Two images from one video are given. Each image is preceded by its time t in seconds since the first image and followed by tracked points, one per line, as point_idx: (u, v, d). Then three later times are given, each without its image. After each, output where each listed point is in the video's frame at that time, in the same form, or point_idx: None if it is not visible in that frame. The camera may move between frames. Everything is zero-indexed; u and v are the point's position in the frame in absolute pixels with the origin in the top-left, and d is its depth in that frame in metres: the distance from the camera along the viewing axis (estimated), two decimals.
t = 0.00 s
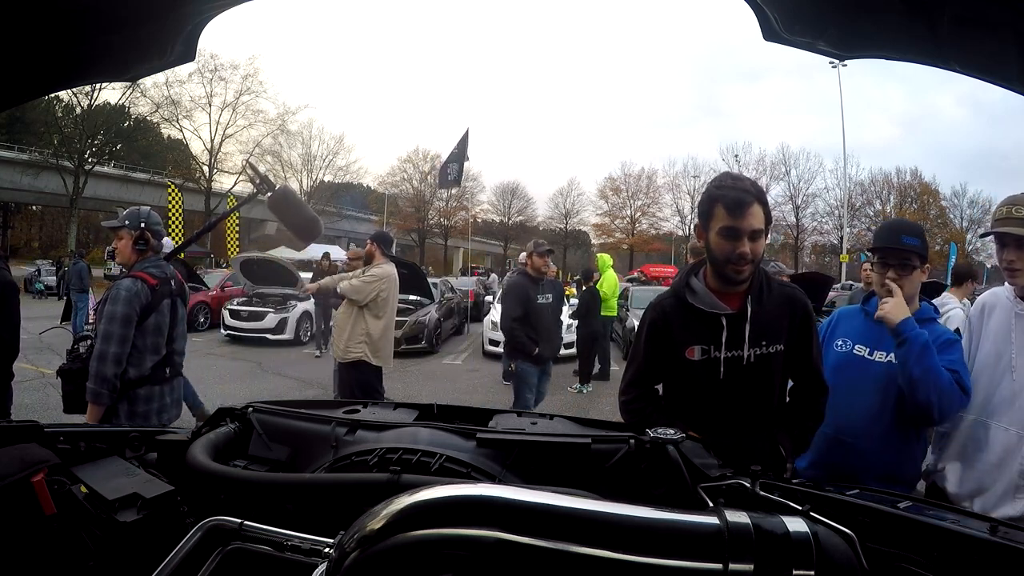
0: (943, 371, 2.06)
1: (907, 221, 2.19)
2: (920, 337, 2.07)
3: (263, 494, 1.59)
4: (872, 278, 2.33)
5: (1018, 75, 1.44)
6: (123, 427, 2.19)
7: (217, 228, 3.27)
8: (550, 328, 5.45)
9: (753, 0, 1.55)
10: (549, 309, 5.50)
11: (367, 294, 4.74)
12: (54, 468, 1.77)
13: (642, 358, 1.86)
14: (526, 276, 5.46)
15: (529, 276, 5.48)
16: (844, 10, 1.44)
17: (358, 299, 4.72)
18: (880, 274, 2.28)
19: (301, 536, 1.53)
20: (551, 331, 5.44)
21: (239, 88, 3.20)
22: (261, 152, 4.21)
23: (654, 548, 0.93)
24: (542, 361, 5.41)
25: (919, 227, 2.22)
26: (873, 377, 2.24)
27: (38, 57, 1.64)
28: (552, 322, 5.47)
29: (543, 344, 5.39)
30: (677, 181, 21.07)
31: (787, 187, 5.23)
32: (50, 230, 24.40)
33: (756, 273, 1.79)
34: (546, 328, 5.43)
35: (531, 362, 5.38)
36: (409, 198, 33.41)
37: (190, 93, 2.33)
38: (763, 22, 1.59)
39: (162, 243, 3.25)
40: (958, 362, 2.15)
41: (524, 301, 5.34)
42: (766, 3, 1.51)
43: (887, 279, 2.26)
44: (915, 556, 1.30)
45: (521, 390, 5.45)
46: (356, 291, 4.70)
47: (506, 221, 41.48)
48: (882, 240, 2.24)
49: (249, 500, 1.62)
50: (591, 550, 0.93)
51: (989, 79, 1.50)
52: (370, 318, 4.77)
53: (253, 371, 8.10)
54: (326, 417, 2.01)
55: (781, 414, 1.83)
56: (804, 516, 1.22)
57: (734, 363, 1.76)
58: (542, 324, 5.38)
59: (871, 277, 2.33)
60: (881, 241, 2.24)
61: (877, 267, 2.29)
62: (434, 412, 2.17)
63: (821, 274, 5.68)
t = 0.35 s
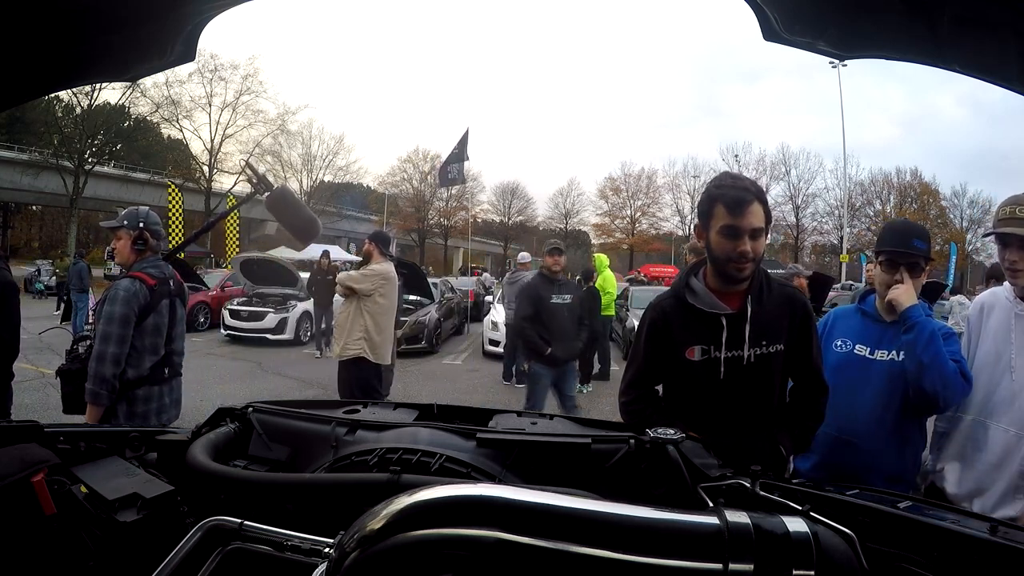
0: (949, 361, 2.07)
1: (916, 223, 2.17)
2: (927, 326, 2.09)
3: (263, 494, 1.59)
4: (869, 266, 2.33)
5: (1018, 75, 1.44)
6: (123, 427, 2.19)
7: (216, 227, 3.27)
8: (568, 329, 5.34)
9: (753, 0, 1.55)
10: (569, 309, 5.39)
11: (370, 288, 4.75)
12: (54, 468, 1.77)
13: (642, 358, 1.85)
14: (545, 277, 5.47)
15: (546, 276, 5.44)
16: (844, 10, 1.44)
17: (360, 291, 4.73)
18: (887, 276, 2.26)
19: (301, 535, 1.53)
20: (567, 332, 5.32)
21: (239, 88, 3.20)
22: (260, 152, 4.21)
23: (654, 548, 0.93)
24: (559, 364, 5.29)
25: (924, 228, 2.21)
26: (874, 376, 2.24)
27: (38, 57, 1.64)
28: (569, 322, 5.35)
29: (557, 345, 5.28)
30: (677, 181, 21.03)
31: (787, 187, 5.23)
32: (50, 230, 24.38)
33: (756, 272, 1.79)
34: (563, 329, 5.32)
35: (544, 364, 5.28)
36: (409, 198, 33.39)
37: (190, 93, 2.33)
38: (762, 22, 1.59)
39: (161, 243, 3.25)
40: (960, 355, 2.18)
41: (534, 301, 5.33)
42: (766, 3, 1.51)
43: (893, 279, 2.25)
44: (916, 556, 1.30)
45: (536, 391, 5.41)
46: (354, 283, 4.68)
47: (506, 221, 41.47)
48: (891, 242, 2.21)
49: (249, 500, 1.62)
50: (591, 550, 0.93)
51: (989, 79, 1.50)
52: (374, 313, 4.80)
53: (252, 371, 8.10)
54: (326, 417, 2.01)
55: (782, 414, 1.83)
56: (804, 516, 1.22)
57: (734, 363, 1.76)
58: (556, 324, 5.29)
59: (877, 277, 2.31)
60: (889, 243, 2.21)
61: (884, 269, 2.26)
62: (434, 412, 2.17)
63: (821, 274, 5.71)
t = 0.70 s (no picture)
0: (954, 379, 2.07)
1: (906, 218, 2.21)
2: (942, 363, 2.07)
3: (263, 494, 1.59)
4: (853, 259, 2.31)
5: (1018, 75, 1.44)
6: (123, 427, 2.19)
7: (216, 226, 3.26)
8: (594, 330, 5.27)
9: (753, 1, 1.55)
10: (597, 309, 5.34)
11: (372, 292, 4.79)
12: (54, 468, 1.77)
13: (644, 360, 1.85)
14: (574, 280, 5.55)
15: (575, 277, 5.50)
16: (844, 9, 1.44)
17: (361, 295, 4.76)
18: (877, 270, 2.29)
19: (301, 535, 1.53)
20: (589, 333, 5.26)
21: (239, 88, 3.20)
22: (260, 152, 4.21)
23: (654, 549, 0.93)
24: (586, 365, 5.21)
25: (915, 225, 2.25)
26: (875, 378, 2.23)
27: (38, 56, 1.64)
28: (594, 322, 5.29)
29: (576, 343, 5.25)
30: (677, 181, 20.97)
31: (787, 187, 5.23)
32: (49, 230, 24.35)
33: (759, 273, 1.79)
34: (586, 328, 5.27)
35: (564, 362, 5.25)
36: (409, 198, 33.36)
37: (190, 93, 2.33)
38: (762, 22, 1.59)
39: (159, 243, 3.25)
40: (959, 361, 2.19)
41: (559, 300, 5.42)
42: (766, 3, 1.51)
43: (884, 273, 2.27)
44: (916, 556, 1.30)
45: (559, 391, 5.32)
46: (354, 286, 4.72)
47: (506, 221, 41.47)
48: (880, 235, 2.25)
49: (249, 500, 1.62)
50: (591, 550, 0.93)
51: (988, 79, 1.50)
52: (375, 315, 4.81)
53: (252, 371, 8.10)
54: (326, 417, 2.01)
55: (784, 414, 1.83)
56: (804, 516, 1.22)
57: (738, 363, 1.75)
58: (578, 323, 5.29)
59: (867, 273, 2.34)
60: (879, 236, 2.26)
61: (874, 264, 2.29)
62: (434, 412, 2.16)
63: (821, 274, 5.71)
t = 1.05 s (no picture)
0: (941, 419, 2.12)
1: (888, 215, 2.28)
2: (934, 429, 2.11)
3: (263, 494, 1.59)
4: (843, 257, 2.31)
5: (1018, 75, 1.44)
6: (123, 427, 2.19)
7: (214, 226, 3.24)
8: (607, 331, 5.25)
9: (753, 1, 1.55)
10: (610, 309, 5.33)
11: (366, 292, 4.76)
12: (54, 468, 1.77)
13: (661, 362, 1.81)
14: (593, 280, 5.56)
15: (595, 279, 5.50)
16: (844, 9, 1.45)
17: (355, 298, 4.74)
18: (864, 268, 2.33)
19: (301, 535, 1.53)
20: (599, 331, 5.25)
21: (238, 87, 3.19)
22: (260, 152, 4.20)
23: (653, 548, 0.93)
24: (596, 363, 5.22)
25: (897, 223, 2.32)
26: (872, 379, 2.22)
27: (38, 56, 1.64)
28: (606, 321, 5.27)
29: (586, 340, 5.27)
30: (678, 181, 20.93)
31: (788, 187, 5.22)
32: (49, 230, 24.31)
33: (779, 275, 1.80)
34: (597, 326, 5.27)
35: (574, 358, 5.26)
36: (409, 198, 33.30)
37: (190, 93, 2.33)
38: (762, 22, 1.59)
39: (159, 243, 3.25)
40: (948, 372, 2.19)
41: (574, 297, 5.44)
42: (766, 3, 1.51)
43: (870, 270, 2.31)
44: (916, 556, 1.31)
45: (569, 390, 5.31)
46: (346, 290, 4.69)
47: (506, 221, 41.46)
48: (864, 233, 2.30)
49: (249, 500, 1.62)
50: (591, 550, 0.93)
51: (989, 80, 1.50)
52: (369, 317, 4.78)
53: (252, 371, 8.09)
54: (326, 417, 2.01)
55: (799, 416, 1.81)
56: (804, 516, 1.22)
57: (758, 366, 1.73)
58: (591, 321, 5.29)
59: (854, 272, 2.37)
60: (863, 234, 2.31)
61: (860, 262, 2.33)
62: (434, 412, 2.17)
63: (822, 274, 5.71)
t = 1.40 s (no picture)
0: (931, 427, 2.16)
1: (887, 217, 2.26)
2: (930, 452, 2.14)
3: (263, 494, 1.59)
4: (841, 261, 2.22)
5: (1018, 75, 1.44)
6: (122, 427, 2.19)
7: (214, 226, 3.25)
8: (609, 330, 5.25)
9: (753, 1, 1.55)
10: (611, 309, 5.30)
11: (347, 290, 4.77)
12: (54, 468, 1.77)
13: (711, 365, 1.68)
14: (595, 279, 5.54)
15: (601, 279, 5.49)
16: (844, 8, 1.44)
17: (337, 294, 4.74)
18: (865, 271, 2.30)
19: (301, 535, 1.54)
20: (600, 331, 5.25)
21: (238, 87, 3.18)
22: (260, 152, 4.20)
23: (653, 549, 0.93)
24: (598, 362, 5.24)
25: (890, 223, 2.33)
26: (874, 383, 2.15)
27: (38, 56, 1.64)
28: (607, 321, 5.26)
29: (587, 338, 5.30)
30: (678, 181, 20.93)
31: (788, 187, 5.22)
32: (49, 230, 24.27)
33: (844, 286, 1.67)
34: (599, 325, 5.27)
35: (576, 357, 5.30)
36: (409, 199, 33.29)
37: (190, 93, 2.32)
38: (762, 22, 1.58)
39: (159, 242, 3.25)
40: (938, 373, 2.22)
41: (577, 298, 5.46)
42: (766, 3, 1.50)
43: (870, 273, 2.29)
44: (916, 556, 1.31)
45: (571, 391, 5.32)
46: (327, 287, 4.70)
47: (506, 221, 41.45)
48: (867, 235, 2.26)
49: (249, 500, 1.62)
50: (591, 550, 0.93)
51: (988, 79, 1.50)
52: (349, 315, 4.78)
53: (252, 371, 8.09)
54: (326, 417, 2.01)
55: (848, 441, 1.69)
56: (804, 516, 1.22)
57: (812, 378, 1.61)
58: (593, 321, 5.30)
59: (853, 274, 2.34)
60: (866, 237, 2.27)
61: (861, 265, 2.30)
62: (434, 412, 2.17)
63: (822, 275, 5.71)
